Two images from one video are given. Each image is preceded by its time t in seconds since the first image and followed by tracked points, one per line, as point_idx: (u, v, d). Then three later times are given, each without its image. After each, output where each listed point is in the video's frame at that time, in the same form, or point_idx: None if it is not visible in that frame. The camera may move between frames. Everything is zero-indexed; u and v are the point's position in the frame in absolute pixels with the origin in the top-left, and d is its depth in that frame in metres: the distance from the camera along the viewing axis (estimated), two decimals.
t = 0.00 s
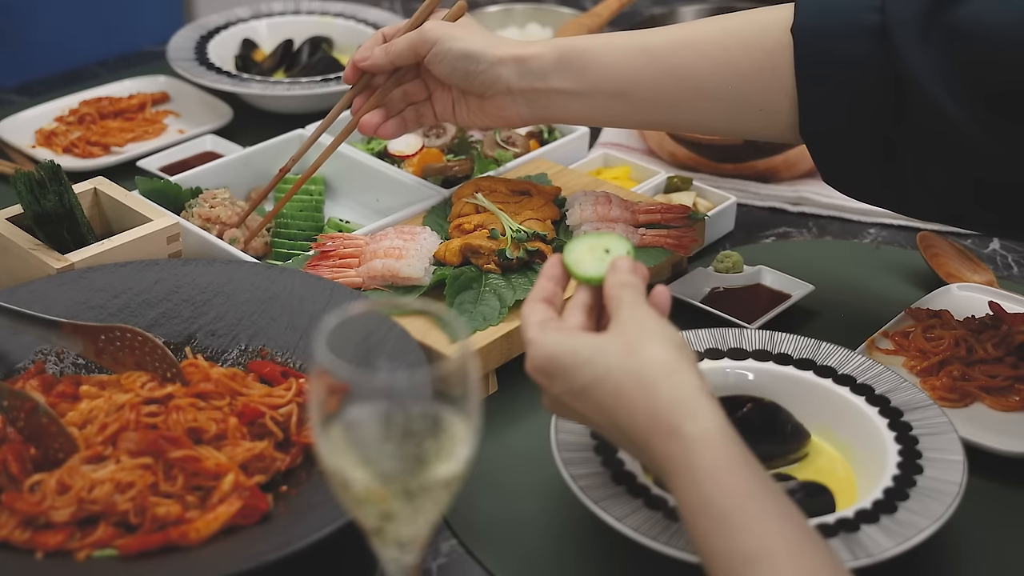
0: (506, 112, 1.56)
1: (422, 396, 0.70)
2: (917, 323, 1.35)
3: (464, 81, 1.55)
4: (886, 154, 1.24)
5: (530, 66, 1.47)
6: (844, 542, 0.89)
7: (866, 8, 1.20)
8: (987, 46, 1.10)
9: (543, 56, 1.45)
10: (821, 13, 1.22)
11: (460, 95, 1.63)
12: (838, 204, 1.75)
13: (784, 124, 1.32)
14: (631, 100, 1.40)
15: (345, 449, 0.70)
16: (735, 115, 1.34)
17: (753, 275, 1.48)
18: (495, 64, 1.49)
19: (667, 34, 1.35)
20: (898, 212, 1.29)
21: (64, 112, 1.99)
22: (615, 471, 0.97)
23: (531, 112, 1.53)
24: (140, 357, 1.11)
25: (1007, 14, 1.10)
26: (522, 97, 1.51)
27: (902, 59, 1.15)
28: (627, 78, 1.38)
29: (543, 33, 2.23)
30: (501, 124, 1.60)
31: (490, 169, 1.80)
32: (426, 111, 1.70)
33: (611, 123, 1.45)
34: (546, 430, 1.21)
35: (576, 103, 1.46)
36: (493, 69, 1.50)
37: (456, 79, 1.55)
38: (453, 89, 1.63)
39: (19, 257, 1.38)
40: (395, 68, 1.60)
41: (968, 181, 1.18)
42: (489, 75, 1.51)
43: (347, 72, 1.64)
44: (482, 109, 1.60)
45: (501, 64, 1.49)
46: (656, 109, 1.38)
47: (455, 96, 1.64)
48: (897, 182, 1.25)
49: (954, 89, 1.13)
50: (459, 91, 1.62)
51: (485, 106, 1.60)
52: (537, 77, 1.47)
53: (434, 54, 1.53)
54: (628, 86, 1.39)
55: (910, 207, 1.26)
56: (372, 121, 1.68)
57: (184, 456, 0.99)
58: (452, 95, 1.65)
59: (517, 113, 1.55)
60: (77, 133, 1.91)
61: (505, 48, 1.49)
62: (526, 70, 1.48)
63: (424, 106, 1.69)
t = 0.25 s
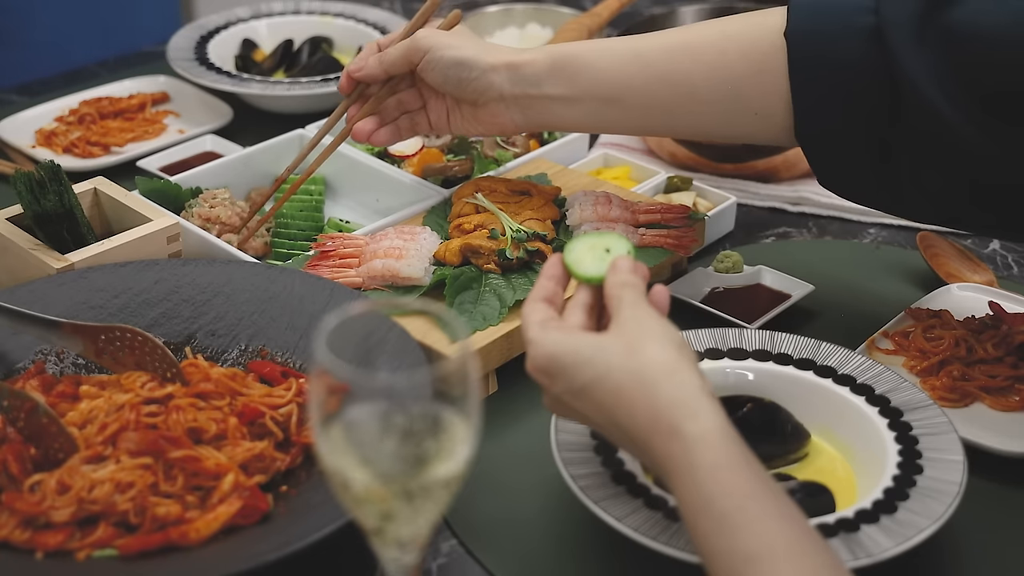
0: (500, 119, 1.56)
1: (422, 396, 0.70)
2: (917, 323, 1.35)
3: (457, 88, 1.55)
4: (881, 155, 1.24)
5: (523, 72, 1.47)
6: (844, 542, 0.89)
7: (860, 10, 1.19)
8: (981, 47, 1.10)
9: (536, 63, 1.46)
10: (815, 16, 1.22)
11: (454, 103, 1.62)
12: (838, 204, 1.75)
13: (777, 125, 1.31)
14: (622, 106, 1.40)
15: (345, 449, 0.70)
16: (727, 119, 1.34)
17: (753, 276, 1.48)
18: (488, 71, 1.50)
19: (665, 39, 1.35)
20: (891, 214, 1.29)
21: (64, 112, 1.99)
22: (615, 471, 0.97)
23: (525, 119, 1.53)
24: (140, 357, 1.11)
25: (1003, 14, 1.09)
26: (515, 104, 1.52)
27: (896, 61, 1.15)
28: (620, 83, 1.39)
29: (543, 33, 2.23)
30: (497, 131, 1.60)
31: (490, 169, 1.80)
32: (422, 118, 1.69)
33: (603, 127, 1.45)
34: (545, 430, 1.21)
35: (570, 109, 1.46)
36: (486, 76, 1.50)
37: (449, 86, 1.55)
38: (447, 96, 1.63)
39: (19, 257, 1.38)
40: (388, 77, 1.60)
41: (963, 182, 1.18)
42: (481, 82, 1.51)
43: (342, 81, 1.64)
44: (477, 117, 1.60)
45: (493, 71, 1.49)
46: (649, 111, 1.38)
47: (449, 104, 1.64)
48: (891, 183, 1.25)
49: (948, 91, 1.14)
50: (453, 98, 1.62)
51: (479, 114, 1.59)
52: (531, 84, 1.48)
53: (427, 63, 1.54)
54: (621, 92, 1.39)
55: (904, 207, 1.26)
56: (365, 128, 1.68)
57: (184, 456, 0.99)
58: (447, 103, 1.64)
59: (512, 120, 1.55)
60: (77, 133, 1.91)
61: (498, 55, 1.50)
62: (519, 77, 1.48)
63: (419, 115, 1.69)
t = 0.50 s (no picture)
0: (501, 117, 1.56)
1: (421, 396, 0.70)
2: (917, 323, 1.35)
3: (461, 83, 1.55)
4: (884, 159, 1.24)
5: (527, 67, 1.48)
6: (844, 542, 0.89)
7: (863, 14, 1.21)
8: (983, 51, 1.10)
9: (539, 59, 1.47)
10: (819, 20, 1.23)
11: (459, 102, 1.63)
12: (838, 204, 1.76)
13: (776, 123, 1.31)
14: (625, 104, 1.40)
15: (344, 449, 0.70)
16: (727, 121, 1.34)
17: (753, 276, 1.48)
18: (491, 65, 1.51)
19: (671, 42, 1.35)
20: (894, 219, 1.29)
21: (64, 112, 1.99)
22: (615, 470, 0.97)
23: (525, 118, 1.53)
24: (140, 357, 1.11)
25: (1007, 18, 1.09)
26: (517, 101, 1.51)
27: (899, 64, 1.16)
28: (621, 81, 1.39)
29: (543, 33, 2.23)
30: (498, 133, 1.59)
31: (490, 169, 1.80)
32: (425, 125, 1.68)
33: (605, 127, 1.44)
34: (545, 430, 1.21)
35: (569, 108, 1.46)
36: (490, 70, 1.51)
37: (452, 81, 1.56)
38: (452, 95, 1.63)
39: (19, 257, 1.38)
40: (398, 77, 1.60)
41: (966, 185, 1.18)
42: (485, 76, 1.52)
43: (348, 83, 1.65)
44: (480, 118, 1.60)
45: (496, 63, 1.50)
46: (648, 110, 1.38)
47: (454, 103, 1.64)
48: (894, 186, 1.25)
49: (951, 95, 1.13)
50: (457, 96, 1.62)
51: (482, 114, 1.59)
52: (533, 79, 1.48)
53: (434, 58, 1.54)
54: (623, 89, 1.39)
55: (908, 211, 1.26)
56: (370, 121, 1.61)
57: (184, 456, 0.99)
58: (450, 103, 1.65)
59: (512, 119, 1.55)
60: (77, 133, 1.91)
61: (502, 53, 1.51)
62: (522, 72, 1.48)
63: (424, 122, 1.67)
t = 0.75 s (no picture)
0: (511, 108, 1.56)
1: (422, 396, 0.70)
2: (917, 323, 1.35)
3: (471, 73, 1.55)
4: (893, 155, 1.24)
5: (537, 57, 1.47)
6: (844, 542, 0.89)
7: (874, 9, 1.20)
8: (993, 48, 1.10)
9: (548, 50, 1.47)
10: (828, 14, 1.23)
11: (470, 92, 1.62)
12: (838, 204, 1.76)
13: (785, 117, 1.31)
14: (635, 96, 1.40)
15: (344, 449, 0.70)
16: (737, 114, 1.34)
17: (753, 275, 1.48)
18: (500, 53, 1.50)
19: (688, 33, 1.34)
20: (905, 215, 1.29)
21: (64, 112, 1.99)
22: (615, 471, 0.97)
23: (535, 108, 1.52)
24: (140, 357, 1.11)
25: (1014, 14, 1.10)
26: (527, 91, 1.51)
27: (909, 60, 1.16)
28: (631, 73, 1.39)
29: (543, 33, 2.23)
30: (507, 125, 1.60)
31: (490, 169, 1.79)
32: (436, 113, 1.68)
33: (616, 117, 1.44)
34: (546, 430, 1.21)
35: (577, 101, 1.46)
36: (500, 60, 1.50)
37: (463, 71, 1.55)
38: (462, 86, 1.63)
39: (19, 257, 1.38)
40: (409, 67, 1.60)
41: (978, 181, 1.18)
42: (495, 66, 1.51)
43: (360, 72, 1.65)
44: (490, 108, 1.60)
45: (507, 53, 1.50)
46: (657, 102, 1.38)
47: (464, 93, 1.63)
48: (905, 182, 1.25)
49: (960, 90, 1.14)
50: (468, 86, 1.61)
51: (493, 104, 1.59)
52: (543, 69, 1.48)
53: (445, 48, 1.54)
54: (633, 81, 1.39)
55: (918, 206, 1.26)
56: (381, 111, 1.61)
57: (184, 456, 0.99)
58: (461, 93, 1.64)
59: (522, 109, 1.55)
60: (77, 133, 1.91)
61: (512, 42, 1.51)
62: (532, 62, 1.48)
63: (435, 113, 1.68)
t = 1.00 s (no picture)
0: (532, 91, 1.53)
1: (422, 396, 0.70)
2: (917, 323, 1.35)
3: (493, 57, 1.57)
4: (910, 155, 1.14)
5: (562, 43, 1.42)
6: (844, 542, 0.89)
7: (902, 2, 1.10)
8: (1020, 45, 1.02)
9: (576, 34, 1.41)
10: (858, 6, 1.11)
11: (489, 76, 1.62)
12: (838, 204, 1.76)
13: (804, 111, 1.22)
14: (659, 83, 1.31)
15: (344, 449, 0.70)
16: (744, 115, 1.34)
17: (753, 275, 1.48)
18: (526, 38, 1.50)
19: (704, 28, 1.27)
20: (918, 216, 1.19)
21: (64, 112, 1.99)
22: (615, 471, 0.97)
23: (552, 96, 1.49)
24: (141, 357, 1.11)
25: None
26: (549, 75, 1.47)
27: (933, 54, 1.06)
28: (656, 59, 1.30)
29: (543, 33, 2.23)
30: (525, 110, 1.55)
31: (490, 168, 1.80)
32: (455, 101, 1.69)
33: (639, 105, 1.35)
34: (546, 430, 1.21)
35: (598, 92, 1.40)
36: (523, 42, 1.50)
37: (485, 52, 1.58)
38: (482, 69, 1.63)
39: (19, 257, 1.38)
40: (432, 53, 1.64)
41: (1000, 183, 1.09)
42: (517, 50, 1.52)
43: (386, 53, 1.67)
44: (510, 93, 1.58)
45: (530, 35, 1.49)
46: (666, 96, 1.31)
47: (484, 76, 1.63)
48: (923, 183, 1.15)
49: (984, 89, 1.05)
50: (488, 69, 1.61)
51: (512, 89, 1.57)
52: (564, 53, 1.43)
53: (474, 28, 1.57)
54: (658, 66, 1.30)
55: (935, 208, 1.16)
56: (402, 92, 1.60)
57: (184, 456, 0.99)
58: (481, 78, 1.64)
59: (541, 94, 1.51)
60: (77, 133, 1.91)
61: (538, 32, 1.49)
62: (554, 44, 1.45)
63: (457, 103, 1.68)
